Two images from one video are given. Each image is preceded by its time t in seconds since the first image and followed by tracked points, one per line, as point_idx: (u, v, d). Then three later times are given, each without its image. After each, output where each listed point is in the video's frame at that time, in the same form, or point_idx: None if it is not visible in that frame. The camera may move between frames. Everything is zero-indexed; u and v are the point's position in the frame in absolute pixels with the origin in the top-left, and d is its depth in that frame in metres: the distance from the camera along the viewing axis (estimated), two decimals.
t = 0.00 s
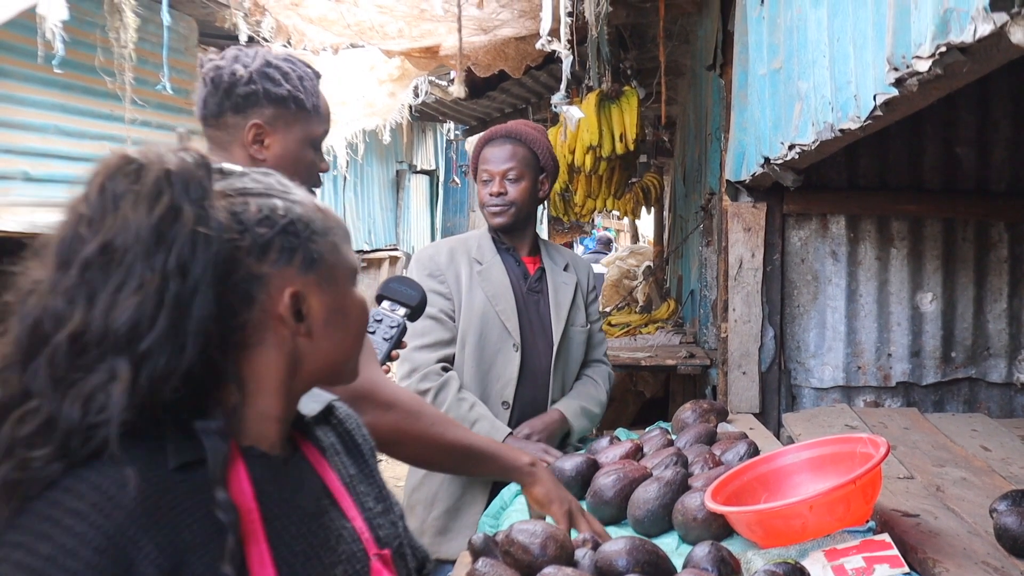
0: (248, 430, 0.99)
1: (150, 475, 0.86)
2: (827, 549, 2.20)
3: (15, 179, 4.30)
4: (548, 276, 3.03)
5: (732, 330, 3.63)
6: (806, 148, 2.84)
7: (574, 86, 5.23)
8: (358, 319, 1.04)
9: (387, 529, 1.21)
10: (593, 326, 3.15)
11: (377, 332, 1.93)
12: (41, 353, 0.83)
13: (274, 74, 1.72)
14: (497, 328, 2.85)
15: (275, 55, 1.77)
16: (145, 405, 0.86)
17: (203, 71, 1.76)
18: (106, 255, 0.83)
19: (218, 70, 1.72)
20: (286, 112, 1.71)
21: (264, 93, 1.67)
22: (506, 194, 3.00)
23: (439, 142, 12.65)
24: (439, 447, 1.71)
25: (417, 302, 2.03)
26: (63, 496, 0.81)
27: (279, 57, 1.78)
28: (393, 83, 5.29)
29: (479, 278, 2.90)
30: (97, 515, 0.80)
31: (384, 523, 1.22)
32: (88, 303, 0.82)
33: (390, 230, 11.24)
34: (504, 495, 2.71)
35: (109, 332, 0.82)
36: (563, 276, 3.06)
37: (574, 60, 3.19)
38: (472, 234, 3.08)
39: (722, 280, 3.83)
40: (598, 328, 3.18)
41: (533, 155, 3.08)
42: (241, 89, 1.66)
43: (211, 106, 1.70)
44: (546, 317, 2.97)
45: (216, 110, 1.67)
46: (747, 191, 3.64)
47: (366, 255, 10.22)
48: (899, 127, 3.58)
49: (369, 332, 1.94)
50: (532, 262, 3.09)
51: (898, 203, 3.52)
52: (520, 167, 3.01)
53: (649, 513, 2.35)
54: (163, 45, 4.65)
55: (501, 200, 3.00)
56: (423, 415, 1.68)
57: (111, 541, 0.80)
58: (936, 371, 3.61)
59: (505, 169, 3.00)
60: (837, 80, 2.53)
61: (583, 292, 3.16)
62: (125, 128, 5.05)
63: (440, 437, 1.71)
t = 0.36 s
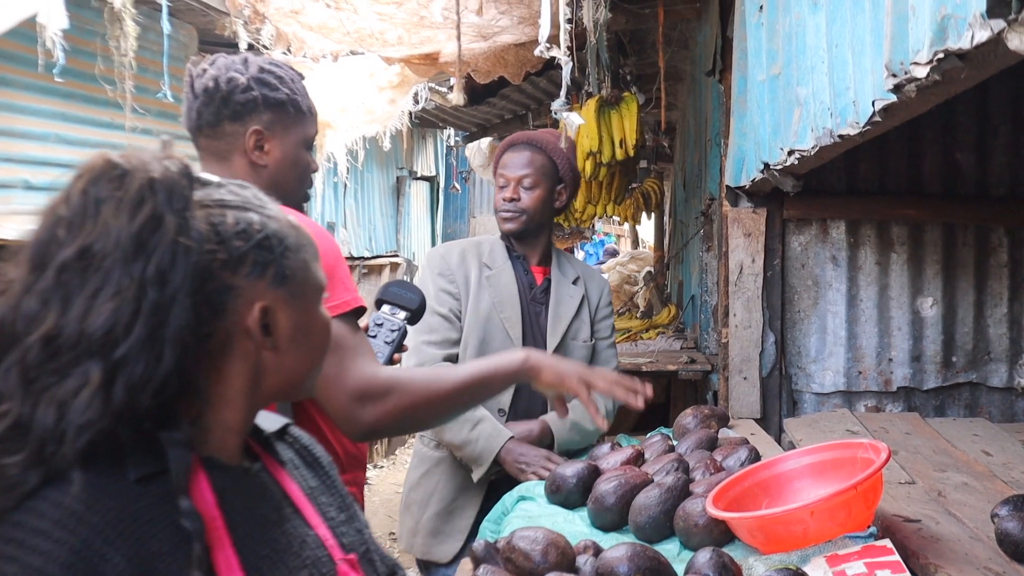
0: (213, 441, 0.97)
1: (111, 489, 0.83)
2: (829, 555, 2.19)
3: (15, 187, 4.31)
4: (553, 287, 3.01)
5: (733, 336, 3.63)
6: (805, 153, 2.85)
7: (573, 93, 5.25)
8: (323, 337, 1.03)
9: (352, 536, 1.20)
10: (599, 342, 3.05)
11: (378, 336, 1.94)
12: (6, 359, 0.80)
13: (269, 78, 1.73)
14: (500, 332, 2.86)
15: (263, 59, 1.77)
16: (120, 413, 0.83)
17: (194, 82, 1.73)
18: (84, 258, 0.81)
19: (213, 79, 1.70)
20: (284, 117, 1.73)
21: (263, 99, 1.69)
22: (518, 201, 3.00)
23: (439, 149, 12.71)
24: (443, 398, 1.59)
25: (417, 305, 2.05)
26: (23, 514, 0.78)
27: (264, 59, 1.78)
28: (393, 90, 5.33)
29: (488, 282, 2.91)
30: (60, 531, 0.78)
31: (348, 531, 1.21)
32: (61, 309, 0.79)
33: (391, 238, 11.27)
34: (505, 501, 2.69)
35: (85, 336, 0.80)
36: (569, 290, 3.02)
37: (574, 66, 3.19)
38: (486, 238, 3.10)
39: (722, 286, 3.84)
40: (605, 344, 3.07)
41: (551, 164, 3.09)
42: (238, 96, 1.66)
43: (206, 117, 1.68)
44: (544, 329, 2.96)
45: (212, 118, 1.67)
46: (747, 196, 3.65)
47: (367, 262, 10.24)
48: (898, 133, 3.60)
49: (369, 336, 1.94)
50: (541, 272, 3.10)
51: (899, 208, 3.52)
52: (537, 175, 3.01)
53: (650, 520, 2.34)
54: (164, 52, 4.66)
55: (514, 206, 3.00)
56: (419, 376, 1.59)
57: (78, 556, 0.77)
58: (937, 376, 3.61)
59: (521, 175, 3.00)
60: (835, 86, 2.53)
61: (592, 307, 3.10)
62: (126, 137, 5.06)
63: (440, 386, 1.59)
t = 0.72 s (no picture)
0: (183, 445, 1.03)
1: (82, 490, 0.89)
2: (830, 560, 2.18)
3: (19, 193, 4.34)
4: (570, 303, 3.09)
5: (734, 341, 3.64)
6: (807, 159, 2.85)
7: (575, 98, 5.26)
8: (285, 348, 1.07)
9: (325, 542, 1.28)
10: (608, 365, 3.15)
11: (378, 342, 1.94)
12: None
13: (266, 83, 1.73)
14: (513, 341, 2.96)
15: (257, 66, 1.77)
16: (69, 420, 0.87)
17: (190, 90, 1.74)
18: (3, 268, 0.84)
19: (209, 86, 1.71)
20: (281, 120, 1.72)
21: (260, 103, 1.69)
22: (545, 212, 3.04)
23: (441, 154, 12.74)
24: (440, 379, 1.64)
25: (417, 312, 2.06)
26: None
27: (257, 66, 1.78)
28: (394, 95, 5.35)
29: (508, 289, 3.00)
30: (34, 531, 0.83)
31: (321, 537, 1.28)
32: None
33: (393, 242, 11.28)
34: (507, 506, 2.69)
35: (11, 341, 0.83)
36: (587, 309, 3.10)
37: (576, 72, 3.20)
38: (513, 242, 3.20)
39: (724, 291, 3.84)
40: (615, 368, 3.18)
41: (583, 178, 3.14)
42: (235, 101, 1.67)
43: (204, 125, 1.70)
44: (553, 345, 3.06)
45: (210, 124, 1.68)
46: (749, 202, 3.65)
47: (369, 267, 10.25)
48: (899, 139, 3.61)
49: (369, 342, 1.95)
50: (561, 285, 3.17)
51: (900, 213, 3.52)
52: (567, 187, 3.06)
53: (652, 525, 2.34)
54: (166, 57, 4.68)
55: (540, 217, 3.05)
56: (415, 363, 1.62)
57: (51, 553, 0.83)
58: (939, 381, 3.62)
59: (551, 187, 3.05)
60: (836, 92, 2.54)
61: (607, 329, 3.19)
62: (129, 142, 5.09)
63: (435, 367, 1.63)
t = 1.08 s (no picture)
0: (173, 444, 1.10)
1: (89, 480, 0.97)
2: (828, 561, 2.18)
3: (19, 196, 4.36)
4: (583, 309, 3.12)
5: (734, 342, 3.64)
6: (806, 161, 2.86)
7: (576, 99, 5.26)
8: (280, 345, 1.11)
9: (331, 539, 1.28)
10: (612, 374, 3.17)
11: (376, 343, 1.95)
12: None
13: (261, 86, 1.74)
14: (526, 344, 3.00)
15: (252, 69, 1.79)
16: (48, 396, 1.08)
17: (185, 91, 1.75)
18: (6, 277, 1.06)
19: (204, 88, 1.72)
20: (276, 122, 1.74)
21: (255, 105, 1.70)
22: (572, 221, 3.05)
23: (442, 156, 12.78)
24: (432, 373, 1.67)
25: (415, 313, 2.07)
26: (12, 504, 0.93)
27: (253, 69, 1.79)
28: (395, 96, 5.43)
29: (525, 293, 3.04)
30: (43, 518, 0.92)
31: (328, 534, 1.28)
32: None
33: (394, 244, 11.29)
34: (507, 507, 2.71)
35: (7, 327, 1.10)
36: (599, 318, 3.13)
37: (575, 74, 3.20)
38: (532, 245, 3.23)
39: (724, 292, 3.84)
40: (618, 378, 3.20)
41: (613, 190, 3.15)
42: (228, 103, 1.69)
43: (199, 126, 1.70)
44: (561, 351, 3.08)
45: (205, 128, 1.69)
46: (748, 203, 3.66)
47: (371, 269, 10.27)
48: (898, 141, 3.61)
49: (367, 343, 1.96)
50: (576, 291, 3.19)
51: (899, 214, 3.53)
52: (594, 199, 3.07)
53: (652, 525, 2.34)
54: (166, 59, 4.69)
55: (566, 225, 3.06)
56: (409, 359, 1.65)
57: (59, 538, 0.92)
58: (939, 383, 3.62)
59: (580, 196, 3.07)
60: (835, 94, 2.54)
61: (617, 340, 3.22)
62: (129, 144, 5.12)
63: (427, 361, 1.67)
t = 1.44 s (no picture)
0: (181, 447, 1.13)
1: (104, 474, 1.01)
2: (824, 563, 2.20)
3: (24, 200, 4.40)
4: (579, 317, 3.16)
5: (731, 345, 3.66)
6: (802, 166, 2.89)
7: (575, 104, 5.31)
8: (278, 354, 1.13)
9: (337, 542, 1.31)
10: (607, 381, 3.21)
11: (373, 347, 1.99)
12: None
13: (258, 91, 1.77)
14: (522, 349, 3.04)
15: (250, 74, 1.82)
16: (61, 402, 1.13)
17: (183, 96, 1.79)
18: None
19: (201, 92, 1.75)
20: (274, 127, 1.77)
21: (251, 109, 1.73)
22: (576, 229, 3.10)
23: (442, 160, 12.83)
24: (424, 378, 1.71)
25: (412, 317, 2.10)
26: (29, 493, 0.96)
27: (251, 74, 1.82)
28: (396, 102, 5.41)
29: (522, 300, 3.08)
30: (59, 508, 0.95)
31: (333, 538, 1.31)
32: None
33: (395, 247, 11.33)
34: (506, 508, 2.73)
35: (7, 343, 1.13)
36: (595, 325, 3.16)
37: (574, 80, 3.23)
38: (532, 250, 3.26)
39: (721, 295, 3.87)
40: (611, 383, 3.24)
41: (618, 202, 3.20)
42: (224, 107, 1.72)
43: (196, 130, 1.74)
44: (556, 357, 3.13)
45: (203, 133, 1.72)
46: (745, 208, 3.70)
47: (371, 272, 10.31)
48: (893, 147, 3.65)
49: (365, 347, 1.99)
50: (572, 299, 3.25)
51: (894, 219, 3.56)
52: (600, 209, 3.12)
53: (649, 527, 2.37)
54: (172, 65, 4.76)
55: (570, 233, 3.10)
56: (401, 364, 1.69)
57: (73, 527, 0.95)
58: (934, 386, 3.65)
59: (584, 206, 3.11)
60: (830, 100, 2.57)
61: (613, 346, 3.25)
62: (134, 149, 5.16)
63: (420, 366, 1.71)
